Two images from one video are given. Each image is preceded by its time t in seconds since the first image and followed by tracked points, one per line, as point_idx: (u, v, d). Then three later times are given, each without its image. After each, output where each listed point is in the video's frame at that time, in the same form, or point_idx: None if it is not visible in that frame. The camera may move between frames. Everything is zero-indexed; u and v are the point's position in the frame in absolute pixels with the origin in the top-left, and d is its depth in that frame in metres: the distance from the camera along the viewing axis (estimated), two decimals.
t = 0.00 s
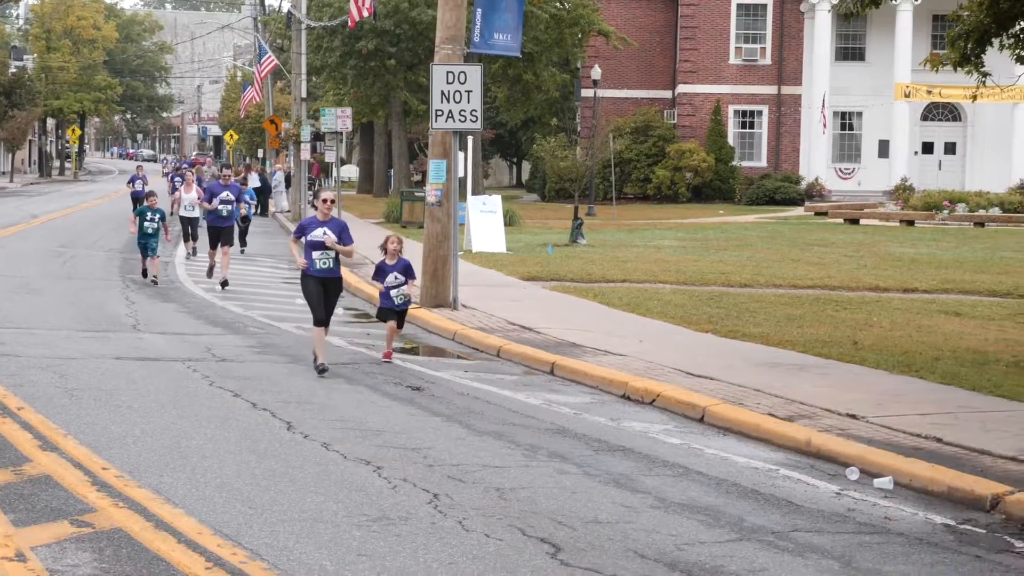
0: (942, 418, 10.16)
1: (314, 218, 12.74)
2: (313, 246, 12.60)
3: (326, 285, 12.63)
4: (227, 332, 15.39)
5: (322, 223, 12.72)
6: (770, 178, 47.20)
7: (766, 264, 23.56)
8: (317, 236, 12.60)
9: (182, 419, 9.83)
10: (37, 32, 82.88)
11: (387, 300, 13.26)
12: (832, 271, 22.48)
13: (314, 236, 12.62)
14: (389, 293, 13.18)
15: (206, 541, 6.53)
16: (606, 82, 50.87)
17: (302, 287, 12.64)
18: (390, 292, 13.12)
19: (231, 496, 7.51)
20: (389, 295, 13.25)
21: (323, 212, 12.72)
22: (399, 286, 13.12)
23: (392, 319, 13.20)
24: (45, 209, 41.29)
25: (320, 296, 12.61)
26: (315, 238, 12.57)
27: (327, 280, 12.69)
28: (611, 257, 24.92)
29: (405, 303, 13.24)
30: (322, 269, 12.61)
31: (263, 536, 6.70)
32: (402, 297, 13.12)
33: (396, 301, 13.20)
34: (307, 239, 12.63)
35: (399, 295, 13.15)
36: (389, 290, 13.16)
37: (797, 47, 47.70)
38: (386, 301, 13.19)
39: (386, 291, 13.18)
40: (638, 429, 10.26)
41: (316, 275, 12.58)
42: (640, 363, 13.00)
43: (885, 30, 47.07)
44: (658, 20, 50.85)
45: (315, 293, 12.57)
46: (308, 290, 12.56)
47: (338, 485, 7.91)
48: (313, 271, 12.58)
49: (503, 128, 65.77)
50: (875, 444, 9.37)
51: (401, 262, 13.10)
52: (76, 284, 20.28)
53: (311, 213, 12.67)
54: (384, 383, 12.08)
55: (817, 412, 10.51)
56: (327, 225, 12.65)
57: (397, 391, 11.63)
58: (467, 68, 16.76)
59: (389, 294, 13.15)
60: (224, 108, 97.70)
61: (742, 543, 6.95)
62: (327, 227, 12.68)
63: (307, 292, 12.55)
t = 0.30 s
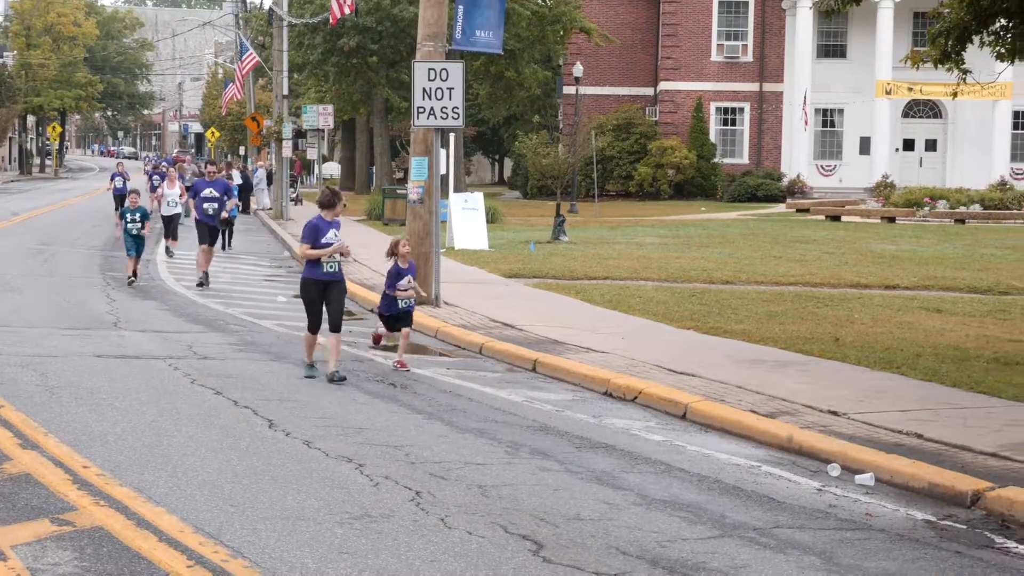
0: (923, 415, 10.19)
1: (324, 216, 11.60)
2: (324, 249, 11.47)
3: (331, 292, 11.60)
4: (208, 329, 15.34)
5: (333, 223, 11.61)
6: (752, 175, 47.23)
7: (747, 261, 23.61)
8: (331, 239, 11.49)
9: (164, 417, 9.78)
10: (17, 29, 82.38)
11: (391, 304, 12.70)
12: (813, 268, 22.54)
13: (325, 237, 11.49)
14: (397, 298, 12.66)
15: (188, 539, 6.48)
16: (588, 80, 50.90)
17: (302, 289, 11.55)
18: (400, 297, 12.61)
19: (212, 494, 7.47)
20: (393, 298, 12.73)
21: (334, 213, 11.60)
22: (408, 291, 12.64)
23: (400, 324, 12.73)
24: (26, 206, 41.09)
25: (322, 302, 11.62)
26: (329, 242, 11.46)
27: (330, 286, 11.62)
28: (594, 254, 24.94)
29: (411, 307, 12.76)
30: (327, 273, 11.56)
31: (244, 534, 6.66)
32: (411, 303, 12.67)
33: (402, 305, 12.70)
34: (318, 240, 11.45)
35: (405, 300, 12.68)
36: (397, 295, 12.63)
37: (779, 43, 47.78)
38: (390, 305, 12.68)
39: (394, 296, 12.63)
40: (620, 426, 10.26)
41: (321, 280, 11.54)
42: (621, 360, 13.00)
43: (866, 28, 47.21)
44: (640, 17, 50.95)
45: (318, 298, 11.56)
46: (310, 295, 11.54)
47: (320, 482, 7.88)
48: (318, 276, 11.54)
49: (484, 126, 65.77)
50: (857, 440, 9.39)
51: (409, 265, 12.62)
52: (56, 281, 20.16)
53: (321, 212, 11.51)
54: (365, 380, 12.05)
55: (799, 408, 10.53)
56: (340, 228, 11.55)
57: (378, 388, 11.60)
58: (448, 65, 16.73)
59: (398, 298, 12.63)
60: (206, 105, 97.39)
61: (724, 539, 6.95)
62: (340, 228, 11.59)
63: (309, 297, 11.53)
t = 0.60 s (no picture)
0: (902, 411, 10.22)
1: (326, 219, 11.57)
2: (326, 250, 11.41)
3: (336, 293, 11.49)
4: (188, 327, 15.27)
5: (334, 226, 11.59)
6: (731, 172, 47.33)
7: (727, 258, 23.66)
8: (333, 240, 11.46)
9: (143, 414, 9.72)
10: None
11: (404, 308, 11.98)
12: (793, 264, 22.60)
13: (328, 239, 11.47)
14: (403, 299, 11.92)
15: (167, 537, 6.44)
16: (567, 76, 50.93)
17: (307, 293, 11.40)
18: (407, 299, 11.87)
19: (192, 492, 7.43)
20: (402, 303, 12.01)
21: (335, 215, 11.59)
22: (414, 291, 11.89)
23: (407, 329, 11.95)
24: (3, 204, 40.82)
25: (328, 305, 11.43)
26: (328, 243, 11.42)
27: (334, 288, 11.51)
28: (575, 251, 24.95)
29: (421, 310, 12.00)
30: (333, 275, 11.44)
31: (224, 531, 6.62)
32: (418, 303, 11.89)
33: (412, 307, 11.96)
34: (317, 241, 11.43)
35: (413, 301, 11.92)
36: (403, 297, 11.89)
37: (758, 41, 47.89)
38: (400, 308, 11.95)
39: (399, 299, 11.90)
40: (601, 422, 10.25)
41: (325, 282, 11.40)
42: (602, 356, 13.00)
43: (845, 25, 47.34)
44: (619, 14, 51.05)
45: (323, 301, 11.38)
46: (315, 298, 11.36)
47: (300, 480, 7.84)
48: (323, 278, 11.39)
49: (465, 122, 65.76)
50: (837, 436, 9.41)
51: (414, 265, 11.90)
52: (35, 279, 20.04)
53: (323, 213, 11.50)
54: (345, 377, 12.01)
55: (778, 404, 10.56)
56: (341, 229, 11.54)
57: (358, 385, 11.57)
58: (428, 62, 16.68)
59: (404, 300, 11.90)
60: (185, 102, 97.03)
61: (704, 535, 6.95)
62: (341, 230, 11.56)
63: (314, 299, 11.35)
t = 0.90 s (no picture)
0: (884, 409, 10.23)
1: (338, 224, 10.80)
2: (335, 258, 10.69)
3: (342, 305, 10.77)
4: (170, 325, 15.19)
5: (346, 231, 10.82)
6: (714, 170, 47.45)
7: (709, 256, 23.68)
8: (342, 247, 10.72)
9: (125, 413, 9.66)
10: None
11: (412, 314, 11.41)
12: (775, 263, 22.61)
13: (338, 246, 10.70)
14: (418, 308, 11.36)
15: (149, 535, 6.40)
16: (550, 75, 50.90)
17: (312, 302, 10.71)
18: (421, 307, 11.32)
19: (175, 490, 7.38)
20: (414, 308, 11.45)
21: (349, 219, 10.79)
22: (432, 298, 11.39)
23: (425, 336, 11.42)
24: None
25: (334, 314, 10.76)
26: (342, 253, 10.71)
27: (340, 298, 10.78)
28: (558, 249, 24.92)
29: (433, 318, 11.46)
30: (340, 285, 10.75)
31: (206, 530, 6.58)
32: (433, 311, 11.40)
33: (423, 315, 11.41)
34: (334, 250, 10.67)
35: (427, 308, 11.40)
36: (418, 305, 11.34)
37: (740, 39, 47.97)
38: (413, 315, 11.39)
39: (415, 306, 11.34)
40: (583, 421, 10.24)
41: (330, 291, 10.71)
42: (585, 354, 12.99)
43: (827, 23, 47.44)
44: (602, 12, 51.07)
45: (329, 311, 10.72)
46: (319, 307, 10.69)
47: (283, 478, 7.79)
48: (326, 287, 10.71)
49: (447, 121, 65.68)
50: (819, 434, 9.41)
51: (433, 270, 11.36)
52: (16, 276, 19.93)
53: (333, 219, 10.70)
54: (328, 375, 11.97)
55: (761, 403, 10.55)
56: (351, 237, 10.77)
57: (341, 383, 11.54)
58: (410, 60, 16.64)
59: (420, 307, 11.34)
60: (167, 99, 96.61)
61: (687, 534, 6.94)
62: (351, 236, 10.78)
63: (318, 308, 10.68)
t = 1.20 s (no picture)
0: (870, 408, 10.25)
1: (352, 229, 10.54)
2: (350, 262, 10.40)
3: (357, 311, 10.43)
4: (156, 324, 15.13)
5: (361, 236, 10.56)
6: (701, 169, 47.48)
7: (696, 255, 23.71)
8: (357, 251, 10.43)
9: (111, 412, 9.61)
10: None
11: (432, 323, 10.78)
12: (762, 261, 22.62)
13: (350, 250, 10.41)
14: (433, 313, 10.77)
15: (136, 535, 6.37)
16: (537, 73, 50.89)
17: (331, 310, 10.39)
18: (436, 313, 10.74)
19: (161, 489, 7.34)
20: (430, 317, 10.87)
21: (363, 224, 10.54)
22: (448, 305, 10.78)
23: (437, 344, 10.78)
24: None
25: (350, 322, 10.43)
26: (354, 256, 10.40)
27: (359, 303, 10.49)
28: (544, 248, 24.89)
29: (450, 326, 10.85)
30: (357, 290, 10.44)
31: (192, 529, 6.55)
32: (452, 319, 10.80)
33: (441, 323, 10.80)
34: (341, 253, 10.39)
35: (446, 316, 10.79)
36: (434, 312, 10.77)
37: (727, 38, 48.05)
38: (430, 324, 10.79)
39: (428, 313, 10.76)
40: (570, 420, 10.23)
41: (347, 297, 10.38)
42: (571, 353, 12.98)
43: (813, 22, 47.52)
44: (589, 11, 51.08)
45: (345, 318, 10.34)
46: (336, 315, 10.34)
47: (269, 478, 7.76)
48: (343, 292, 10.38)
49: (434, 119, 65.64)
50: (805, 433, 9.42)
51: (446, 277, 10.80)
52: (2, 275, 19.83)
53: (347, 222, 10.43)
54: (315, 374, 11.94)
55: (748, 401, 10.56)
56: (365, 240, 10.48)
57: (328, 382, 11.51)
58: (397, 58, 16.59)
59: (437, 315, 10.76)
60: (153, 98, 96.31)
61: (673, 532, 6.93)
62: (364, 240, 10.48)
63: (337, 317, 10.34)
